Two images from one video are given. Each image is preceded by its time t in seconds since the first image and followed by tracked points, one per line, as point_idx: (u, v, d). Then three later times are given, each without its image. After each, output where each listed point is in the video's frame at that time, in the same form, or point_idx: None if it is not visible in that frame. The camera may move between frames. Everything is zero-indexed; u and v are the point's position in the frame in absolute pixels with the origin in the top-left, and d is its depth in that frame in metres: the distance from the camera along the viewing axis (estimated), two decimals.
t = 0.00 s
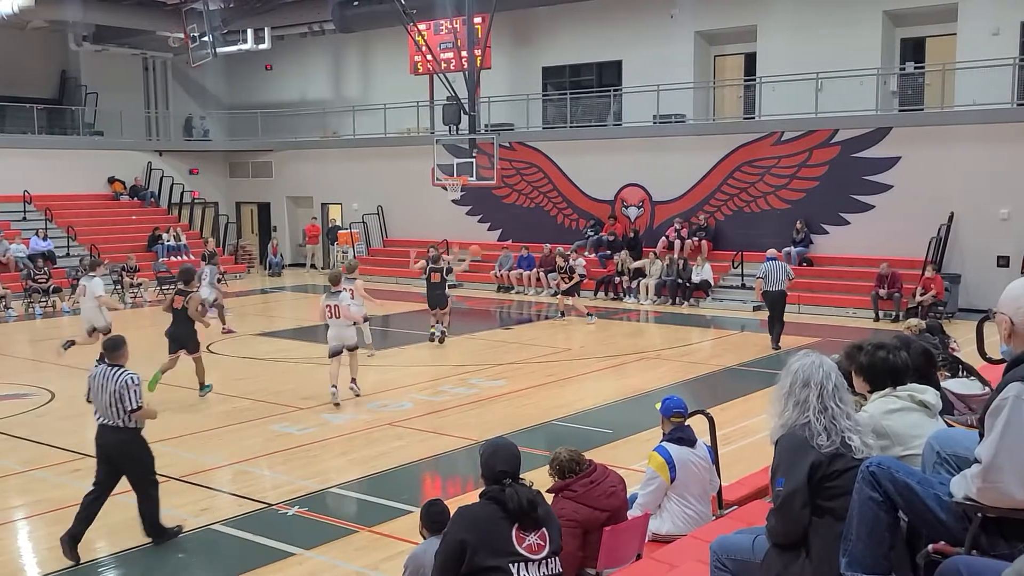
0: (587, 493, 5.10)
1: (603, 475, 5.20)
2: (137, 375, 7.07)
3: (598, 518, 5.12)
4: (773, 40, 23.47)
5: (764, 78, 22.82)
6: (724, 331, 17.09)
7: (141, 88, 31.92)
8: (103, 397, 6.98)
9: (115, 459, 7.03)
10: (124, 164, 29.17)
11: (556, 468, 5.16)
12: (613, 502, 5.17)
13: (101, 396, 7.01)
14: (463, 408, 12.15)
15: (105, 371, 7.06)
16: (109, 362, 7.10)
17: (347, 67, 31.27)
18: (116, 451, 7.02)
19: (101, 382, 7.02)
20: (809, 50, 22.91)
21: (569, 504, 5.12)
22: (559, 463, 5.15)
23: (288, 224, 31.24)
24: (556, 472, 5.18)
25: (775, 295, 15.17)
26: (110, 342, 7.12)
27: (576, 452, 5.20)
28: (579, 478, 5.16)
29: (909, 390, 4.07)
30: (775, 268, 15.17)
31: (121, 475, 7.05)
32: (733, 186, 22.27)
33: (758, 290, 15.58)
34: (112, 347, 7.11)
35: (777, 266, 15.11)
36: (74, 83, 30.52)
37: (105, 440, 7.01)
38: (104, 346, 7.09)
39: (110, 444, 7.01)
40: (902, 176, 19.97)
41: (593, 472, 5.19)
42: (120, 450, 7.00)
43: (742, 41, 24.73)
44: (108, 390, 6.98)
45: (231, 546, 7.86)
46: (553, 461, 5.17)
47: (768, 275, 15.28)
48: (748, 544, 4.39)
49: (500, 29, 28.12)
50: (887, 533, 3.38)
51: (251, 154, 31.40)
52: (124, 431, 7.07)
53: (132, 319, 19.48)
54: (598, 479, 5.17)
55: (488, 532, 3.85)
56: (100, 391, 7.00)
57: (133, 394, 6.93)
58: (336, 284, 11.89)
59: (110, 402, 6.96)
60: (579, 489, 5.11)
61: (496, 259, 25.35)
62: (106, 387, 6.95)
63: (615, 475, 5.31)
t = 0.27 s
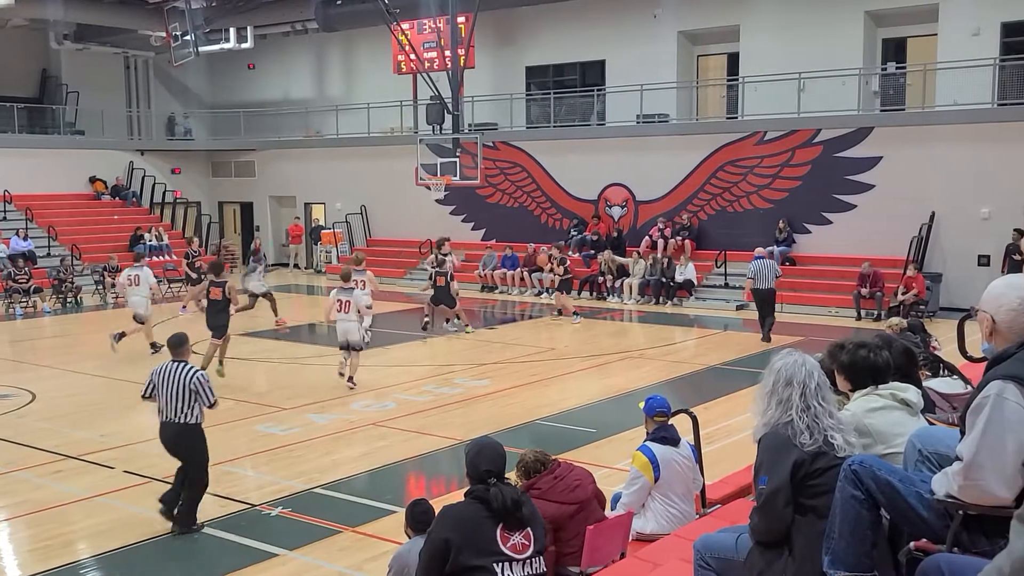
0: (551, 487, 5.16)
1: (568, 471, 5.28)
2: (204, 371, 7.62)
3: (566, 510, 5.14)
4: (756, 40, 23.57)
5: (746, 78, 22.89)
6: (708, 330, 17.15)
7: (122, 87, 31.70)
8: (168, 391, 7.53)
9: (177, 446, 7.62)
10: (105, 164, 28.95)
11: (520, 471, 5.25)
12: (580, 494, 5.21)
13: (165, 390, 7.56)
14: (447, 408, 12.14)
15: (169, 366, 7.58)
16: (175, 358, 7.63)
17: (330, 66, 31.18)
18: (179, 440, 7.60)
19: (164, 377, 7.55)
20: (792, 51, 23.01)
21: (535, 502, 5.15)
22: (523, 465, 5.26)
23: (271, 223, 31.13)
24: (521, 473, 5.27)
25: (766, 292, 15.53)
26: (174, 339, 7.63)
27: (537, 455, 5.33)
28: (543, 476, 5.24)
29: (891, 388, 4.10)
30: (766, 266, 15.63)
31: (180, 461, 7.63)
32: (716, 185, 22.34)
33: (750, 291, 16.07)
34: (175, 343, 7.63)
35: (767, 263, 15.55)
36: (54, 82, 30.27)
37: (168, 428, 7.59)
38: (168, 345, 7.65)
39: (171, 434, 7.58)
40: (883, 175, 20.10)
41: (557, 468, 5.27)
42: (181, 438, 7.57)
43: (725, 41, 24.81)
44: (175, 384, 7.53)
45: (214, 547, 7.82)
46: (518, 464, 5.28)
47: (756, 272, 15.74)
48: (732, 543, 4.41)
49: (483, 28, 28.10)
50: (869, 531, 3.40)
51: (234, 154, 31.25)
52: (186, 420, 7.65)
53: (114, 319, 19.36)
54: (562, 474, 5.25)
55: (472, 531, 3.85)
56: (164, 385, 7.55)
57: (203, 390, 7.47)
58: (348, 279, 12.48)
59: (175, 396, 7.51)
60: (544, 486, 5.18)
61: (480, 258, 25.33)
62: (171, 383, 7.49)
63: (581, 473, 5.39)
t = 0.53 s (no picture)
0: (535, 482, 5.20)
1: (554, 464, 5.31)
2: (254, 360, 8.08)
3: (551, 504, 5.18)
4: (752, 40, 23.58)
5: (743, 78, 22.90)
6: (705, 329, 17.17)
7: (119, 87, 31.68)
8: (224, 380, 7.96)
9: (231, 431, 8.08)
10: (102, 164, 28.92)
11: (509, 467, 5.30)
12: (566, 487, 5.22)
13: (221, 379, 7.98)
14: (444, 408, 12.14)
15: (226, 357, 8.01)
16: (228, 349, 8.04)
17: (327, 66, 31.17)
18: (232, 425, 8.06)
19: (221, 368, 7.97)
20: (788, 51, 23.03)
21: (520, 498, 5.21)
22: (511, 459, 5.30)
23: (267, 223, 31.10)
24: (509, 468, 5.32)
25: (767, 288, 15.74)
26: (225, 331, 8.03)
27: (526, 448, 5.35)
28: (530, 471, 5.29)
29: (887, 388, 4.10)
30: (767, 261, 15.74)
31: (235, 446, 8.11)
32: (713, 185, 22.36)
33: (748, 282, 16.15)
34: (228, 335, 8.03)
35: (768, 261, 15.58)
36: (51, 82, 30.24)
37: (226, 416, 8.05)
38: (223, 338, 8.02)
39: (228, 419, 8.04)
40: (879, 175, 20.13)
41: (543, 462, 5.30)
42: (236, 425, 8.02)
43: (722, 41, 24.83)
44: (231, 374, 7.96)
45: (211, 547, 7.82)
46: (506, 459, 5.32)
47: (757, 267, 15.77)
48: (728, 542, 4.41)
49: (480, 29, 28.10)
50: (866, 531, 3.40)
51: (230, 154, 31.23)
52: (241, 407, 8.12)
53: (110, 319, 19.34)
54: (548, 468, 5.27)
55: (469, 531, 3.85)
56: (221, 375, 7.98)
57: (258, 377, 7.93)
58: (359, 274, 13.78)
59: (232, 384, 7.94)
60: (529, 481, 5.22)
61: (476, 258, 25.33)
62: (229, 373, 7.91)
63: (569, 466, 5.40)
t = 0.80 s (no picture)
0: (538, 484, 5.19)
1: (560, 467, 5.29)
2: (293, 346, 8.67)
3: (550, 508, 5.17)
4: (753, 40, 23.58)
5: (744, 78, 22.90)
6: (705, 329, 17.17)
7: (119, 88, 31.69)
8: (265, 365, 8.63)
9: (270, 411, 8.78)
10: (102, 164, 28.90)
11: (517, 465, 5.34)
12: (568, 492, 5.20)
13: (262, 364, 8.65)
14: (444, 408, 12.13)
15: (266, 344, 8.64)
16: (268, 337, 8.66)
17: (327, 66, 31.18)
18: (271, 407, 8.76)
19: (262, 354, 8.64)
20: (789, 51, 23.03)
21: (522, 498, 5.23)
22: (520, 458, 5.34)
23: (268, 223, 31.09)
24: (518, 467, 5.35)
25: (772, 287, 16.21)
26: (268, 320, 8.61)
27: (538, 449, 5.38)
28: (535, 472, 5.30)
29: (887, 388, 4.10)
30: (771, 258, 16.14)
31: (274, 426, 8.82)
32: (713, 185, 22.37)
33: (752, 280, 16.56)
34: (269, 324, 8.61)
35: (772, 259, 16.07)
36: (51, 82, 30.24)
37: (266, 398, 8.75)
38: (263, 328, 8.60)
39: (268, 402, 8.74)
40: (879, 176, 20.14)
41: (549, 464, 5.29)
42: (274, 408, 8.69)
43: (722, 41, 24.83)
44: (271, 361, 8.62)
45: (211, 547, 7.83)
46: (516, 457, 5.35)
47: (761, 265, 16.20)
48: (728, 543, 4.42)
49: (480, 29, 28.10)
50: (866, 531, 3.40)
51: (231, 154, 31.23)
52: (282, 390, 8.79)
53: (111, 319, 19.34)
54: (552, 472, 5.26)
55: (470, 532, 3.85)
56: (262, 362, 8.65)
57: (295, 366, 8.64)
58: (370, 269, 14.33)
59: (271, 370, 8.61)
60: (532, 482, 5.23)
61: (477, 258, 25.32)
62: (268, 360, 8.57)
63: (577, 471, 5.37)
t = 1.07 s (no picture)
0: (559, 487, 5.30)
1: (581, 473, 5.41)
2: (325, 345, 9.23)
3: (568, 512, 5.28)
4: (754, 40, 23.58)
5: (745, 78, 22.89)
6: (706, 330, 17.17)
7: (120, 88, 31.68)
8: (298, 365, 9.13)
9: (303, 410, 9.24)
10: (103, 164, 28.91)
11: (538, 462, 5.39)
12: (588, 498, 5.34)
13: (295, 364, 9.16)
14: (444, 408, 12.13)
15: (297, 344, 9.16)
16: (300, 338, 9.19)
17: (328, 67, 31.20)
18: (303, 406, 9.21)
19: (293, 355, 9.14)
20: (789, 51, 23.03)
21: (541, 496, 5.31)
22: (543, 455, 5.38)
23: (268, 223, 31.08)
24: (538, 464, 5.40)
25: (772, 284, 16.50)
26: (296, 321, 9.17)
27: (561, 448, 5.44)
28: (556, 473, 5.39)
29: (888, 388, 4.10)
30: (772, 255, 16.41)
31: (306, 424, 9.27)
32: (713, 186, 22.37)
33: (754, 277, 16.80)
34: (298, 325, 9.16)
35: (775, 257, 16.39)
36: (52, 82, 30.25)
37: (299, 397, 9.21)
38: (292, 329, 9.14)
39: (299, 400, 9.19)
40: (879, 176, 20.15)
41: (570, 468, 5.41)
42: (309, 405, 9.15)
43: (723, 41, 24.84)
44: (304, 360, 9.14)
45: (212, 547, 7.83)
46: (539, 453, 5.40)
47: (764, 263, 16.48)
48: (729, 542, 4.42)
49: (481, 29, 28.12)
50: (865, 531, 3.40)
51: (231, 154, 31.24)
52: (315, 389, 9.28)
53: (112, 319, 19.33)
54: (573, 476, 5.37)
55: (471, 532, 3.85)
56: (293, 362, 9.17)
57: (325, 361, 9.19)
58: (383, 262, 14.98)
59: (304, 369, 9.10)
60: (553, 484, 5.32)
61: (477, 259, 25.30)
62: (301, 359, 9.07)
63: (595, 476, 5.50)
